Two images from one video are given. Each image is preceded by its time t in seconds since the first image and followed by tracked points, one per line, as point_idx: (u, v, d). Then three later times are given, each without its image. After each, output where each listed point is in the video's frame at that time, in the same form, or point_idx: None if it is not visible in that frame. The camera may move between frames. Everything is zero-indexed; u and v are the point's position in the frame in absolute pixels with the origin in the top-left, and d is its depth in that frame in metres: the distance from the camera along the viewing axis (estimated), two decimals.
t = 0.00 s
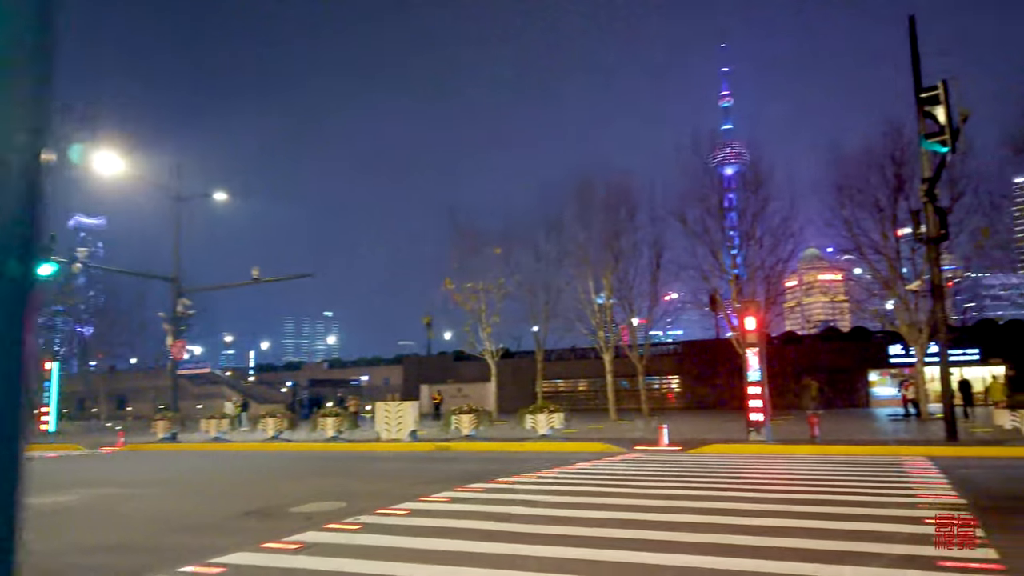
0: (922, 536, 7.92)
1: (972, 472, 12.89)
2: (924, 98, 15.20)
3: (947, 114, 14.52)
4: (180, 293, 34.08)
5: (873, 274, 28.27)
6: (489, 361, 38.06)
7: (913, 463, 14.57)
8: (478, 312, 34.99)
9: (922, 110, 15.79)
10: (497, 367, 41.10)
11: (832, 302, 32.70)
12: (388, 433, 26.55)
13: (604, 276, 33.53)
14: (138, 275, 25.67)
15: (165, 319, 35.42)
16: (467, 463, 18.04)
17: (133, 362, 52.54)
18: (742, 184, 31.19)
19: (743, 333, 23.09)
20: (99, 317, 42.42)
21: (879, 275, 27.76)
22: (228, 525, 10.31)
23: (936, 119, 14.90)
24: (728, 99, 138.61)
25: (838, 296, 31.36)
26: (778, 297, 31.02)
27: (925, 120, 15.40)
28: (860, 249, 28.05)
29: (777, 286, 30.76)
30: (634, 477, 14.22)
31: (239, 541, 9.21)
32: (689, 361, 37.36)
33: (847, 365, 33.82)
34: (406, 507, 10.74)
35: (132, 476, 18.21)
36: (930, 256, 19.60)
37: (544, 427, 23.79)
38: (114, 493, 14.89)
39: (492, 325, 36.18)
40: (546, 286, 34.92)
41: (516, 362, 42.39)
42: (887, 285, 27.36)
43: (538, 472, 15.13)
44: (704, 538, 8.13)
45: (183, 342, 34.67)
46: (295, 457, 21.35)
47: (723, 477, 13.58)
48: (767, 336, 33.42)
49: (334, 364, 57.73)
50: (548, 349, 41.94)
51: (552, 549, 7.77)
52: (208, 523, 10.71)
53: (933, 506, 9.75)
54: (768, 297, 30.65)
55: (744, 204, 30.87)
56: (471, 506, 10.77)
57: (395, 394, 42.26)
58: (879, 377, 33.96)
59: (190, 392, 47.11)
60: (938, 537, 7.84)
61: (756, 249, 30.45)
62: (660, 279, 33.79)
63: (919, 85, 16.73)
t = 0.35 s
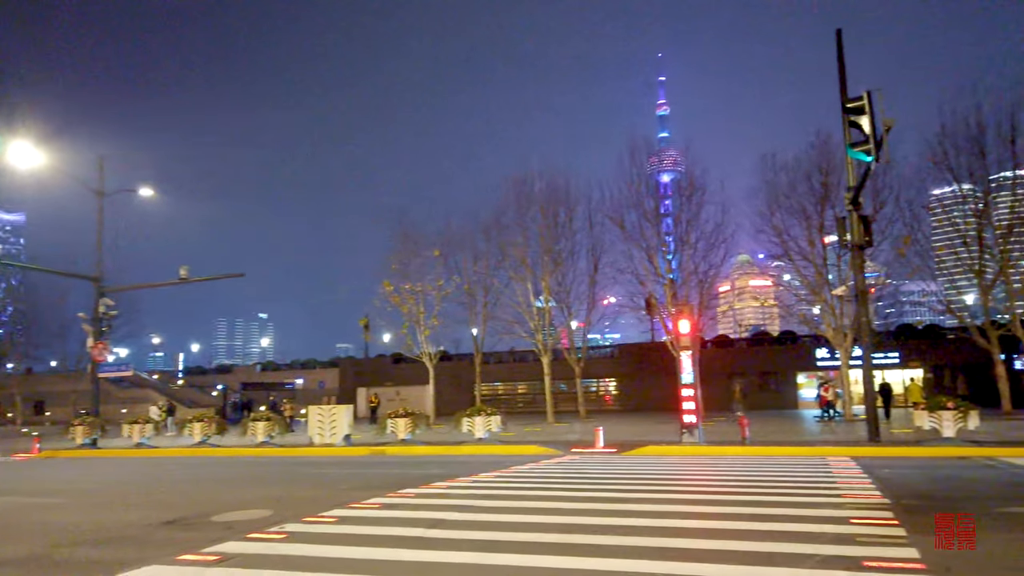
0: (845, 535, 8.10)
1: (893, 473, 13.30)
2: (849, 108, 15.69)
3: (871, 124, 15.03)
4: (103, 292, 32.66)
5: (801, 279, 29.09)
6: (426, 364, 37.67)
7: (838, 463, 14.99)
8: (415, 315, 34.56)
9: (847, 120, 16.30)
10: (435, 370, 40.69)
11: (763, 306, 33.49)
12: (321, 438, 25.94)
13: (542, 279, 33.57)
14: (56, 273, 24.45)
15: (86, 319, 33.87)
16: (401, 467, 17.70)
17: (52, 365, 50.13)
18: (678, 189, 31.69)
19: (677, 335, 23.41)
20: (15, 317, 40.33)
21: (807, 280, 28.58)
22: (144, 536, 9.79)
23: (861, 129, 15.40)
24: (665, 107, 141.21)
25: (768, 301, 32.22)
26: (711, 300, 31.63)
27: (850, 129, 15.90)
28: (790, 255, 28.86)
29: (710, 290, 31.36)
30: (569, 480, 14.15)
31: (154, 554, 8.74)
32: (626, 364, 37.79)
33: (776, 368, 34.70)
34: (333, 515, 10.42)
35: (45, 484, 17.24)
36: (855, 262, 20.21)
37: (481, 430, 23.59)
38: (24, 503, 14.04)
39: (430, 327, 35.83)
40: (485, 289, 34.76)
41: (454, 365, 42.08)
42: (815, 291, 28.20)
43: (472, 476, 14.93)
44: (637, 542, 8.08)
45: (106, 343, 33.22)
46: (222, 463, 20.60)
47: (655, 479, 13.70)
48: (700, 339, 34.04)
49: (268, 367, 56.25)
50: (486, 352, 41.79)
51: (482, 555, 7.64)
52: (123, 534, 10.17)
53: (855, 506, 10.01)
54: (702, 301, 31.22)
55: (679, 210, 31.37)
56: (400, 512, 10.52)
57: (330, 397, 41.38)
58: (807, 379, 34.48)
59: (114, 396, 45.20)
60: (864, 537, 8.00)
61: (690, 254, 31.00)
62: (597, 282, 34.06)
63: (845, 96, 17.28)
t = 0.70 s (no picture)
0: (816, 538, 8.09)
1: (864, 474, 13.37)
2: (821, 110, 15.78)
3: (843, 127, 15.11)
4: (70, 291, 31.98)
5: (774, 281, 29.31)
6: (401, 365, 37.39)
7: (810, 464, 15.05)
8: (390, 315, 34.28)
9: (819, 123, 16.39)
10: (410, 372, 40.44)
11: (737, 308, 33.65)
12: (293, 440, 25.60)
13: (518, 279, 33.44)
14: (20, 272, 23.87)
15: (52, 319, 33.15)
16: (374, 471, 17.48)
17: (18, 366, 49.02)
18: (653, 191, 31.75)
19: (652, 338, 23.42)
20: None
21: (780, 282, 28.79)
22: (102, 543, 9.51)
23: (834, 132, 15.48)
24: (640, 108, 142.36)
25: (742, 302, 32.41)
26: (686, 302, 31.74)
27: (822, 131, 16.00)
28: (763, 258, 29.04)
29: (685, 291, 31.46)
30: (542, 482, 14.04)
31: (112, 561, 8.48)
32: (602, 365, 37.81)
33: (750, 370, 34.89)
34: (299, 520, 10.19)
35: (4, 489, 16.78)
36: (827, 265, 20.35)
37: (456, 432, 23.38)
38: None
39: (404, 328, 35.55)
40: (460, 289, 34.58)
41: (430, 366, 41.79)
42: (788, 293, 28.40)
43: (445, 479, 14.76)
44: (608, 546, 7.99)
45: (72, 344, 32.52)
46: (191, 466, 20.22)
47: (628, 481, 13.64)
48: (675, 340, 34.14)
49: (240, 368, 55.54)
50: (462, 353, 41.59)
51: (451, 562, 7.50)
52: (80, 541, 9.88)
53: (827, 508, 10.00)
54: (676, 302, 31.32)
55: (654, 212, 31.42)
56: (369, 516, 10.34)
57: (304, 399, 40.92)
58: (780, 381, 34.75)
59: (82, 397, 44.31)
60: (834, 539, 8.00)
61: (665, 255, 31.07)
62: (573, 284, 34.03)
63: (817, 99, 17.39)
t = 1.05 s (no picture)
0: (816, 540, 7.98)
1: (864, 475, 13.25)
2: (821, 108, 15.67)
3: (843, 126, 15.00)
4: (67, 292, 31.78)
5: (774, 282, 29.19)
6: (400, 365, 37.25)
7: (809, 466, 14.93)
8: (389, 316, 34.13)
9: (819, 121, 16.29)
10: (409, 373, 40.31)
11: (737, 308, 33.51)
12: (291, 442, 25.46)
13: (517, 280, 33.30)
14: (17, 272, 23.74)
15: (50, 319, 33.00)
16: (372, 472, 17.36)
17: (17, 367, 48.79)
18: (652, 192, 31.62)
19: (652, 338, 23.29)
20: None
21: (779, 282, 28.68)
22: (91, 546, 9.38)
23: (833, 130, 15.38)
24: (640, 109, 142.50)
25: (742, 303, 32.28)
26: (686, 302, 31.62)
27: (821, 129, 15.89)
28: (763, 258, 28.93)
29: (684, 292, 31.35)
30: (541, 483, 13.93)
31: (101, 565, 8.37)
32: (601, 366, 37.67)
33: (750, 371, 34.75)
34: (293, 523, 10.07)
35: None
36: (827, 264, 20.22)
37: (454, 432, 23.25)
38: None
39: (404, 329, 35.41)
40: (460, 290, 34.45)
41: (429, 367, 41.63)
42: (788, 294, 28.28)
43: (442, 481, 14.66)
44: (604, 549, 7.85)
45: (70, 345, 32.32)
46: (187, 468, 20.08)
47: (627, 483, 13.53)
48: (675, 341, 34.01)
49: (239, 368, 55.34)
50: (461, 354, 41.44)
51: (445, 565, 7.39)
52: (70, 543, 9.75)
53: (826, 510, 9.90)
54: (676, 303, 31.20)
55: (654, 212, 31.30)
56: (364, 519, 10.23)
57: (304, 400, 40.74)
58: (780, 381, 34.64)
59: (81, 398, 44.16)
60: (834, 542, 7.89)
61: (665, 256, 30.95)
62: (573, 284, 33.91)
63: (816, 97, 17.28)
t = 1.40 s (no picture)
0: (805, 544, 7.95)
1: (855, 477, 13.22)
2: (813, 110, 15.67)
3: (835, 128, 15.00)
4: (57, 292, 31.53)
5: (766, 284, 29.25)
6: (393, 367, 37.15)
7: (801, 468, 14.93)
8: (382, 317, 34.03)
9: (811, 123, 16.30)
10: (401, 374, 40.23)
11: (730, 310, 33.54)
12: (281, 443, 25.31)
13: (510, 281, 33.24)
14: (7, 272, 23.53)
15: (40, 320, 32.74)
16: (363, 473, 17.27)
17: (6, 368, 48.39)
18: (645, 194, 31.60)
19: (643, 340, 23.27)
20: None
21: (771, 284, 28.75)
22: (76, 549, 9.27)
23: (825, 133, 15.38)
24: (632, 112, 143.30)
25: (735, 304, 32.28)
26: (678, 304, 31.63)
27: (814, 131, 15.89)
28: (755, 260, 29.00)
29: (677, 294, 31.36)
30: (533, 486, 13.87)
31: (85, 568, 8.27)
32: (594, 367, 37.66)
33: (742, 372, 34.80)
34: (282, 525, 9.97)
35: None
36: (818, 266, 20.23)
37: (445, 434, 23.17)
38: None
39: (396, 330, 35.32)
40: (452, 291, 34.39)
41: (422, 369, 41.53)
42: (780, 295, 28.33)
43: (432, 483, 14.58)
44: (594, 552, 7.80)
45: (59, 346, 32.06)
46: (177, 469, 19.95)
47: (618, 485, 13.49)
48: (667, 342, 34.01)
49: (231, 370, 55.06)
50: (454, 355, 41.37)
51: (433, 569, 7.33)
52: (56, 546, 9.65)
53: (817, 512, 9.86)
54: (668, 304, 31.21)
55: (646, 214, 31.27)
56: (353, 521, 10.15)
57: (296, 402, 40.60)
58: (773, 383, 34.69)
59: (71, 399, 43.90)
60: (823, 545, 7.87)
61: (658, 257, 30.97)
62: (565, 285, 33.87)
63: (809, 99, 17.29)
